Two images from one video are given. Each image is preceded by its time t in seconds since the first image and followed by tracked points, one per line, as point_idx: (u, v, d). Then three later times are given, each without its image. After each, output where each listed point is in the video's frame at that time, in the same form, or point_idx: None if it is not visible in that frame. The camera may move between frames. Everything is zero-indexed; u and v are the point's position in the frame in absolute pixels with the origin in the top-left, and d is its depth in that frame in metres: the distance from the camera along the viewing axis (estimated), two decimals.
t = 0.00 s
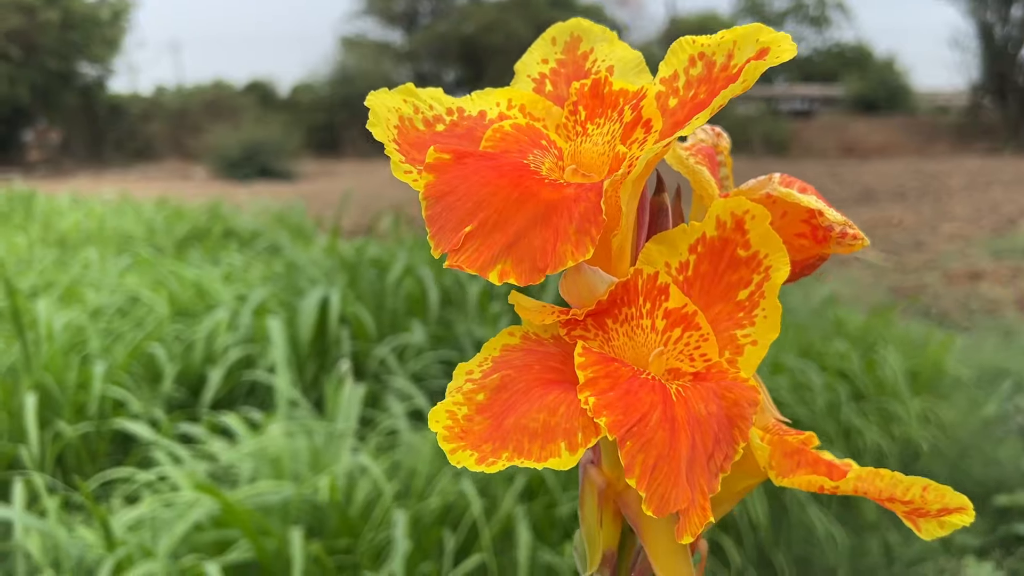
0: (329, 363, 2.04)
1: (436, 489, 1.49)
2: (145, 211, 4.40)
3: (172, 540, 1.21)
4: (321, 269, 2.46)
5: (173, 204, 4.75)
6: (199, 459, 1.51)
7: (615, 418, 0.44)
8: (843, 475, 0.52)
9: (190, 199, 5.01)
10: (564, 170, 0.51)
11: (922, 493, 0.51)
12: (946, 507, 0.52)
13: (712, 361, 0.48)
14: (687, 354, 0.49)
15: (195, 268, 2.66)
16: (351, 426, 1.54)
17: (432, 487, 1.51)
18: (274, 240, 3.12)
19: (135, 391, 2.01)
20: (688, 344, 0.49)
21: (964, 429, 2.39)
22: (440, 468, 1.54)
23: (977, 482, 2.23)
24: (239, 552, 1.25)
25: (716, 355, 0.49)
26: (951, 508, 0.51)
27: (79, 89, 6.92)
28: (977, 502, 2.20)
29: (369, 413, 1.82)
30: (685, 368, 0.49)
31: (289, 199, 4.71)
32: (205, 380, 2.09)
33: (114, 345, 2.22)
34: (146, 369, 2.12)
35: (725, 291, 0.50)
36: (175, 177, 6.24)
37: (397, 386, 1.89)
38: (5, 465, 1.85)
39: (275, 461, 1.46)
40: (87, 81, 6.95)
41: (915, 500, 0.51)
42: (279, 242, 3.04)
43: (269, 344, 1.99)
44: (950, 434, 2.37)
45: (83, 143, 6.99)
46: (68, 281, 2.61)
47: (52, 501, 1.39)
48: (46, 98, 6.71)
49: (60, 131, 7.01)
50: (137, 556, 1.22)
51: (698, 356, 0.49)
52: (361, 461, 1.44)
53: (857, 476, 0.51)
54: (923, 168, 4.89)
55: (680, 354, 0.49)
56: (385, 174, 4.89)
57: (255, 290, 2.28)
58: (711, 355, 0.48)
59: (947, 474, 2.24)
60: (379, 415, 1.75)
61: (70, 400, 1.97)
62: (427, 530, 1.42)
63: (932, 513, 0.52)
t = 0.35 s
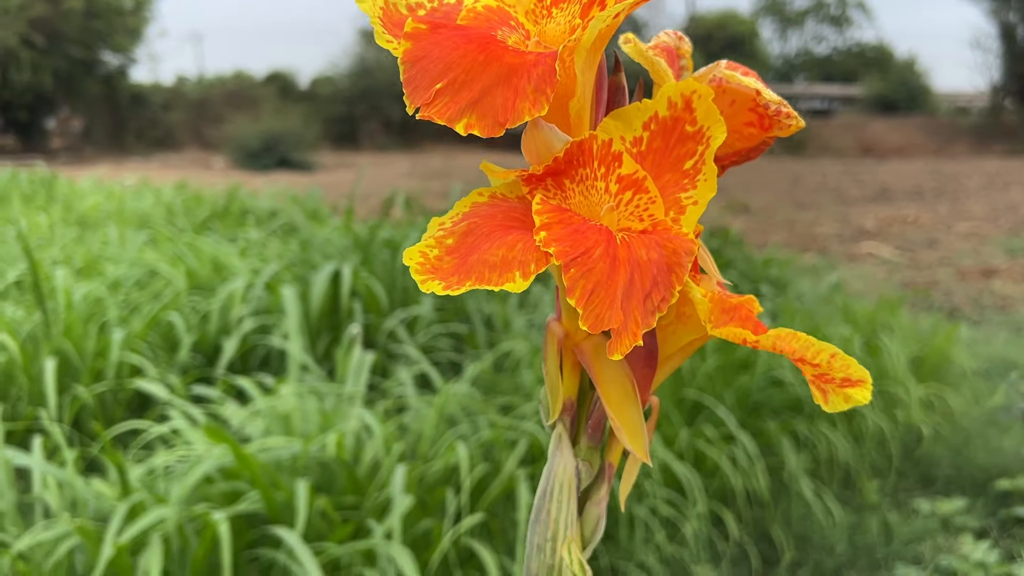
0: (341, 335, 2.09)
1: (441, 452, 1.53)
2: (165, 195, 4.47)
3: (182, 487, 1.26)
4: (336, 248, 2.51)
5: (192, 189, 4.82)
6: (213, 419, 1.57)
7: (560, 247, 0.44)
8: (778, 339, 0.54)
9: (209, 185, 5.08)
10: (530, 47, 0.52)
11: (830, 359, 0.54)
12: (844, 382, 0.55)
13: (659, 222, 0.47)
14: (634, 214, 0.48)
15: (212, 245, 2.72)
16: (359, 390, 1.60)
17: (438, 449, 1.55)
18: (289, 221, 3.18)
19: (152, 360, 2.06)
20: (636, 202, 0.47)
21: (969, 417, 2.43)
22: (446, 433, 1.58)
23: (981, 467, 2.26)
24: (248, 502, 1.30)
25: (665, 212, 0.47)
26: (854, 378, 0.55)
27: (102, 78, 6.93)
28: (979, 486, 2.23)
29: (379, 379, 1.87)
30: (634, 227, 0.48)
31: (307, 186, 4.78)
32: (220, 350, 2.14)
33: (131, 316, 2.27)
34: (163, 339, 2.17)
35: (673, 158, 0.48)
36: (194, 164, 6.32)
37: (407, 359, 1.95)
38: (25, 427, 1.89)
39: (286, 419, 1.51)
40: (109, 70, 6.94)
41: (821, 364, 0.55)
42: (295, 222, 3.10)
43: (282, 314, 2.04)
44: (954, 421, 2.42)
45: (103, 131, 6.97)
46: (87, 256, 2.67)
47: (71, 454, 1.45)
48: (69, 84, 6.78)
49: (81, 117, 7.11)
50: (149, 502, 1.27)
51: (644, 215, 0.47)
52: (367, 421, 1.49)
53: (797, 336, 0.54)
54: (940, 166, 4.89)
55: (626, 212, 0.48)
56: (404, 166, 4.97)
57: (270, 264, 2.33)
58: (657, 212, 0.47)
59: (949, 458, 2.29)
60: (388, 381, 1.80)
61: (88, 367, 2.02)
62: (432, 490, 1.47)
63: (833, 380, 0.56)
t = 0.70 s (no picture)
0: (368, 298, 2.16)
1: (460, 404, 1.59)
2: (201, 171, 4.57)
3: (213, 423, 1.34)
4: (364, 218, 2.58)
5: (226, 166, 4.92)
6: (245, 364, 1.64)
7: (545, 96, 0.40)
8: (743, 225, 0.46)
9: (243, 163, 5.18)
10: None
11: (752, 237, 0.46)
12: (766, 262, 0.48)
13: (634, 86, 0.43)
14: (608, 73, 0.43)
15: (246, 213, 2.80)
16: (383, 344, 1.67)
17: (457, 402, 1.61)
18: (320, 194, 3.26)
19: (186, 318, 2.13)
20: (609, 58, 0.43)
21: (986, 401, 2.46)
22: (466, 385, 1.66)
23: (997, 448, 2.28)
24: (274, 442, 1.37)
25: (639, 71, 0.43)
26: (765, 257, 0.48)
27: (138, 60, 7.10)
28: (994, 466, 2.25)
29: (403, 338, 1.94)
30: (606, 83, 0.43)
31: (340, 166, 4.86)
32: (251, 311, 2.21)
33: (166, 277, 2.36)
34: (197, 298, 2.25)
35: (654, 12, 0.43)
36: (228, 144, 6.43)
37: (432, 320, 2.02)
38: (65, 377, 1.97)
39: (313, 367, 1.59)
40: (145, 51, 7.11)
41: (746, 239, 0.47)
42: (326, 195, 3.18)
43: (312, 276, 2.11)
44: (971, 404, 2.44)
45: (140, 110, 5.75)
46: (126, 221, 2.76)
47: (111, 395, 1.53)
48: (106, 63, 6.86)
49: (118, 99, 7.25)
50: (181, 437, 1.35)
51: (617, 74, 0.43)
52: (390, 373, 1.57)
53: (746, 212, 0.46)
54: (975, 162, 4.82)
55: (597, 67, 0.43)
56: (434, 149, 5.05)
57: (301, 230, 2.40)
58: (629, 73, 0.43)
59: (965, 439, 2.31)
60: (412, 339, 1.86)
61: (125, 322, 2.09)
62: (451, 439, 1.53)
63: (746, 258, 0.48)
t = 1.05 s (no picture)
0: (410, 269, 2.27)
1: (493, 367, 1.69)
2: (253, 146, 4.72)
3: (265, 373, 1.46)
4: (410, 193, 2.69)
5: (278, 142, 5.07)
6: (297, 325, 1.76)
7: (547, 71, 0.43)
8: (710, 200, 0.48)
9: (294, 140, 5.33)
10: None
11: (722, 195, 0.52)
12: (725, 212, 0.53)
13: (621, 58, 0.44)
14: (600, 42, 0.44)
15: (298, 187, 2.93)
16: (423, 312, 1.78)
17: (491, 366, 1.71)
18: (368, 169, 3.38)
19: (240, 283, 2.26)
20: (601, 31, 0.44)
21: (1013, 391, 2.50)
22: (498, 348, 1.77)
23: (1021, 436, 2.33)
24: (320, 394, 1.48)
25: (630, 44, 0.44)
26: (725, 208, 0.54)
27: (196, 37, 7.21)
28: (1016, 452, 2.30)
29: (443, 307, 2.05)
30: (595, 54, 0.44)
31: (387, 145, 4.98)
32: (301, 278, 2.33)
33: (221, 245, 2.49)
34: (250, 265, 2.38)
35: None
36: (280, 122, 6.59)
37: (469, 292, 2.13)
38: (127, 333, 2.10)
39: (358, 328, 1.70)
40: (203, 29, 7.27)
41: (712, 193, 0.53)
42: (373, 171, 3.30)
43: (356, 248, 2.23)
44: (997, 392, 2.49)
45: (195, 86, 6.14)
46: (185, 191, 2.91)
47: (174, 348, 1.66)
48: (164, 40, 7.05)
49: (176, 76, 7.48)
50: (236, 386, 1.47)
51: (607, 43, 0.44)
52: (428, 339, 1.68)
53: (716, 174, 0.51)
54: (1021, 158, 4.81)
55: (591, 35, 0.44)
56: (480, 130, 5.15)
57: (349, 204, 2.52)
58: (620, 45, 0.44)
59: (988, 426, 2.36)
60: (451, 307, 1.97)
61: (183, 286, 2.22)
62: (483, 399, 1.63)
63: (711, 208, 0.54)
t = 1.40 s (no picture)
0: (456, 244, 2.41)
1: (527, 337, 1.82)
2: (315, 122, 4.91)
3: (319, 334, 1.62)
4: (460, 172, 2.83)
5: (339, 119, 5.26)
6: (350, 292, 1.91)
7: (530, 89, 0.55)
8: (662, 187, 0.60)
9: (353, 117, 5.51)
10: None
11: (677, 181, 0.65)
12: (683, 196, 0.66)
13: (590, 77, 0.56)
14: (574, 67, 0.56)
15: (355, 164, 3.10)
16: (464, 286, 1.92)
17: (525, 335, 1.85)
18: (422, 148, 3.54)
19: (299, 253, 2.42)
20: (577, 57, 0.56)
21: None
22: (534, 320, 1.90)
23: None
24: (369, 354, 1.63)
25: (598, 65, 0.56)
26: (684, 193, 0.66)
27: (263, 14, 7.46)
28: None
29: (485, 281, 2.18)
30: (570, 73, 0.56)
31: (442, 125, 5.13)
32: (355, 250, 2.49)
33: (283, 217, 2.66)
34: (309, 237, 2.54)
35: (612, 25, 0.56)
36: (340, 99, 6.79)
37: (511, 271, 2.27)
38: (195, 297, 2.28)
39: (405, 297, 1.84)
40: (269, 6, 7.51)
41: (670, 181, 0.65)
42: (427, 149, 3.46)
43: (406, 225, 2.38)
44: None
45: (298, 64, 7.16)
46: (250, 166, 3.09)
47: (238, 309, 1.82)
48: (233, 16, 7.29)
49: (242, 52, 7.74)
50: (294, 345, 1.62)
51: (581, 66, 0.56)
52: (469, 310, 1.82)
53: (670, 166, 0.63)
54: None
55: (568, 59, 0.56)
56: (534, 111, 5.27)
57: (402, 181, 2.67)
58: (591, 67, 0.56)
59: (1012, 412, 2.44)
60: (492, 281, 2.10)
61: (247, 254, 2.39)
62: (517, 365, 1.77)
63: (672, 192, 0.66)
